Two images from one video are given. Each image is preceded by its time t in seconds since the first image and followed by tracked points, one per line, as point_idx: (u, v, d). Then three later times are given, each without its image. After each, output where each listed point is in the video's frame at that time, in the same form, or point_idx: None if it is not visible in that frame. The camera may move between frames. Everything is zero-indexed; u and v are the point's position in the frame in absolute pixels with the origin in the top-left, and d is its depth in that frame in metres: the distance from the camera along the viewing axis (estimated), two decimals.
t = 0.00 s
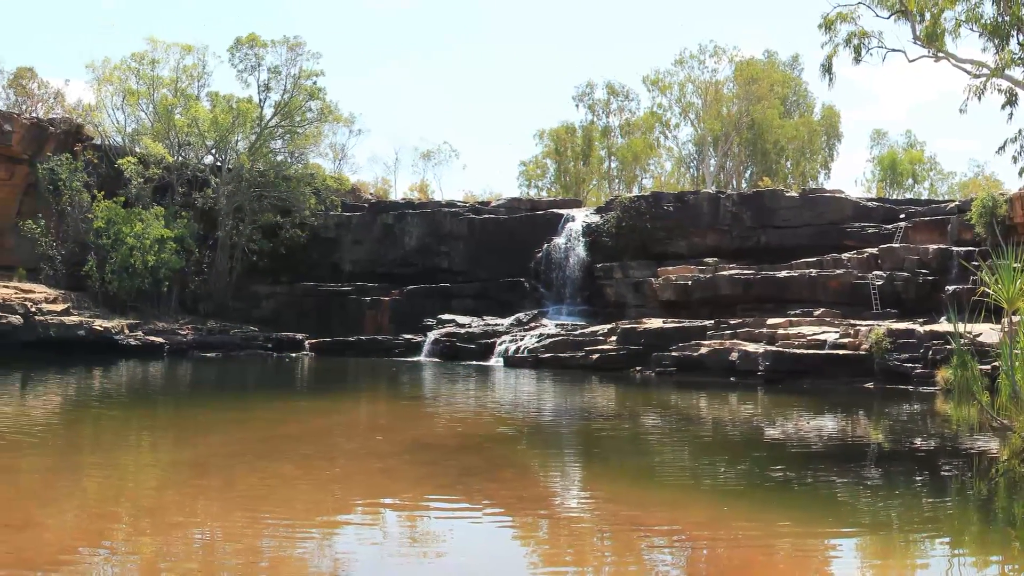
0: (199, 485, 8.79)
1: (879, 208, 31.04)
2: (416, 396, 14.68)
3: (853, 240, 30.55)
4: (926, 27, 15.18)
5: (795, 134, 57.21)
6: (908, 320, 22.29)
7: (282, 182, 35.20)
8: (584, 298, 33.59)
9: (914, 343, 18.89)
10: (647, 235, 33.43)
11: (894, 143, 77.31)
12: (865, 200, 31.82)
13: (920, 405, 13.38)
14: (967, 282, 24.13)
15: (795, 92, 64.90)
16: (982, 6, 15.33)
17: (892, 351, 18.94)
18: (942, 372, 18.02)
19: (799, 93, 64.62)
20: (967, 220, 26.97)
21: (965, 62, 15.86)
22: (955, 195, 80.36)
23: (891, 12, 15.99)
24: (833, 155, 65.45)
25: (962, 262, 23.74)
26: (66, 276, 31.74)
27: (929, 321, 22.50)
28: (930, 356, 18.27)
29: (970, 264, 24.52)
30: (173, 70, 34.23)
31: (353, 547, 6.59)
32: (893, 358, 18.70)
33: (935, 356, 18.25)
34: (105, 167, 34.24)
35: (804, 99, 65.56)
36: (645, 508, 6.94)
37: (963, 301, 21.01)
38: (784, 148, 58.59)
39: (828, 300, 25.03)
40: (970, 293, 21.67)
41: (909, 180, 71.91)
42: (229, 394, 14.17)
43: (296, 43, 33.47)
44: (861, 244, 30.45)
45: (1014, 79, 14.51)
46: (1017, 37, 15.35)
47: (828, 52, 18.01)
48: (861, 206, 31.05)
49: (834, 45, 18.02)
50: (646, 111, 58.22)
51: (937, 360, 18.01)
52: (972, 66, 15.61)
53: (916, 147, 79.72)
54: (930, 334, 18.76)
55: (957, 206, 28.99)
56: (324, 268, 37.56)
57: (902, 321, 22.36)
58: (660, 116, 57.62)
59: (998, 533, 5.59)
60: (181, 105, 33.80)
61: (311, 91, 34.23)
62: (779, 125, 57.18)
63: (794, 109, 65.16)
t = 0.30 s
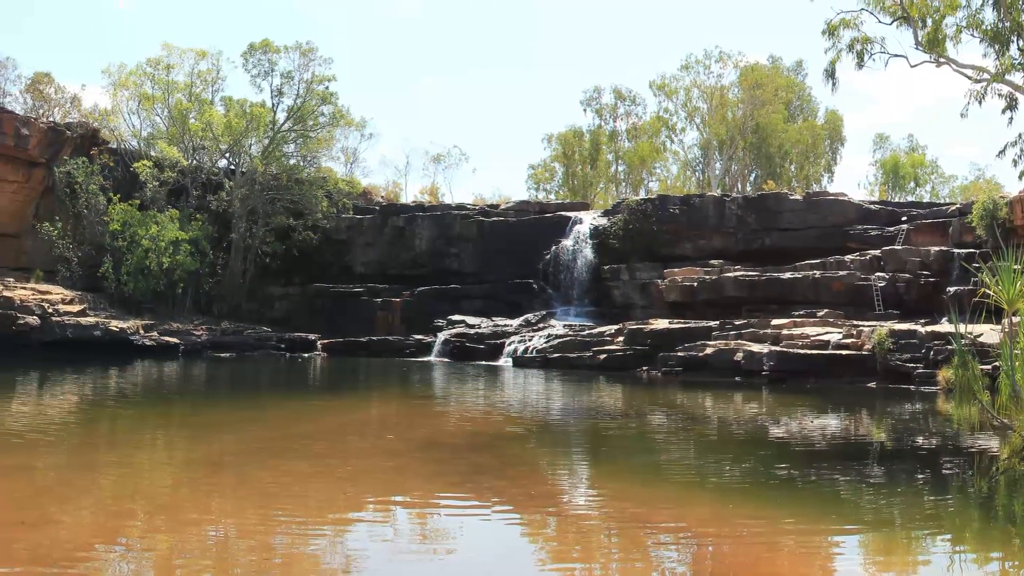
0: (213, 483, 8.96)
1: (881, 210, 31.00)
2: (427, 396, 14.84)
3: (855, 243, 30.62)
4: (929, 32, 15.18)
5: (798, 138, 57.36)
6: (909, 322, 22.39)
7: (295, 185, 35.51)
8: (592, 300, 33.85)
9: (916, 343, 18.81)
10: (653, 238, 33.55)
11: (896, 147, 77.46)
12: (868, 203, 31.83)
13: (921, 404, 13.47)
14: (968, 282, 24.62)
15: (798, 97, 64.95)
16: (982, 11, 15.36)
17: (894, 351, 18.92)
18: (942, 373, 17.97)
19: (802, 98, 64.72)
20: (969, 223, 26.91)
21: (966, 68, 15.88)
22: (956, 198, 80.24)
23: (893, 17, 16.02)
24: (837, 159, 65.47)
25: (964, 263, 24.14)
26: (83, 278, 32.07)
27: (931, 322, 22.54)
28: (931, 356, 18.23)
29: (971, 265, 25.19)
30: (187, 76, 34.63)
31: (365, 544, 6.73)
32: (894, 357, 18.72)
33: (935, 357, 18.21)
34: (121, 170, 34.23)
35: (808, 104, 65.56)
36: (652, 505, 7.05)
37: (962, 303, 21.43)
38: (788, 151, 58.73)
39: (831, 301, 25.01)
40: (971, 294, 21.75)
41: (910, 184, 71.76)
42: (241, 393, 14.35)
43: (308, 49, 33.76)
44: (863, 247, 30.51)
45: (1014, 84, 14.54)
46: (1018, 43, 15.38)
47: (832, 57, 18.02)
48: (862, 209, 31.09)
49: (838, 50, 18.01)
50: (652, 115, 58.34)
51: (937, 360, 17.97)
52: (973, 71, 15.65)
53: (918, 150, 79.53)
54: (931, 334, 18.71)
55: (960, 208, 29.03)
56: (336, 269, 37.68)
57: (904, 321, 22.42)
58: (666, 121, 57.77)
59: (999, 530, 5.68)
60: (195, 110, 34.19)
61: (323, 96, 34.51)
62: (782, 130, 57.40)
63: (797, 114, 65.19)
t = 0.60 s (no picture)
0: (228, 481, 9.13)
1: (884, 213, 31.23)
2: (438, 395, 14.99)
3: (859, 245, 30.67)
4: (930, 39, 15.17)
5: (802, 142, 57.44)
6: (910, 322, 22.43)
7: (307, 188, 35.78)
8: (601, 301, 34.03)
9: (918, 344, 18.86)
10: (659, 240, 33.56)
11: (897, 151, 77.49)
12: (870, 207, 31.91)
13: (923, 403, 13.56)
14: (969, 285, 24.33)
15: (803, 101, 64.91)
16: (983, 17, 15.34)
17: (896, 352, 18.98)
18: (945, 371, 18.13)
19: (806, 102, 64.69)
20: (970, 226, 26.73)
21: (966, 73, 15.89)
22: (957, 201, 80.06)
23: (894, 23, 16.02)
24: (840, 162, 65.46)
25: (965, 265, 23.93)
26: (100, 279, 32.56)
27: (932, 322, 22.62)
28: (933, 357, 18.29)
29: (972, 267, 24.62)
30: (202, 81, 34.97)
31: (376, 541, 6.88)
32: (896, 357, 18.79)
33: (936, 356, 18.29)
34: (136, 174, 34.59)
35: (812, 108, 65.46)
36: (658, 503, 7.17)
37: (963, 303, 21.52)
38: (792, 155, 58.80)
39: (834, 302, 25.09)
40: (971, 295, 21.83)
41: (912, 187, 71.52)
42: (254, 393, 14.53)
43: (321, 54, 34.04)
44: (867, 248, 30.48)
45: (1015, 89, 14.54)
46: (1018, 48, 15.37)
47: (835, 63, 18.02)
48: (865, 212, 31.15)
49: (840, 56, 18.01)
50: (659, 119, 58.46)
51: (938, 360, 18.04)
52: (973, 76, 15.64)
53: (921, 153, 79.24)
54: (933, 335, 18.77)
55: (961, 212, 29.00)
56: (348, 271, 37.84)
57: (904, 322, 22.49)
58: (672, 125, 57.86)
59: (1000, 527, 5.78)
60: (209, 114, 34.60)
61: (335, 100, 34.80)
62: (786, 134, 57.44)
63: (801, 118, 65.10)
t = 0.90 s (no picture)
0: (242, 478, 9.31)
1: (887, 216, 31.13)
2: (447, 394, 15.15)
3: (862, 248, 30.45)
4: (931, 45, 15.12)
5: (806, 146, 57.41)
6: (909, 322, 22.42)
7: (319, 192, 35.96)
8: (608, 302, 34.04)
9: (919, 344, 18.96)
10: (665, 242, 33.82)
11: (899, 155, 77.42)
12: (873, 210, 31.76)
13: (927, 402, 13.63)
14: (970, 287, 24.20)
15: (807, 105, 64.82)
16: (982, 23, 15.36)
17: (898, 351, 19.04)
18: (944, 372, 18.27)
19: (810, 107, 64.60)
20: (971, 229, 26.88)
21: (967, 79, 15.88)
22: (957, 205, 79.81)
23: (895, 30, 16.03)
24: (842, 166, 65.39)
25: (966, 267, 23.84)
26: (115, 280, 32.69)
27: (932, 322, 22.69)
28: (934, 357, 18.36)
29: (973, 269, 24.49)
30: (216, 86, 35.33)
31: (388, 538, 7.03)
32: (899, 357, 18.83)
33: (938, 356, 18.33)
34: (152, 177, 35.24)
35: (816, 113, 65.33)
36: (665, 500, 7.29)
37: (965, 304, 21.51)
38: (796, 159, 58.82)
39: (838, 303, 25.15)
40: (973, 296, 21.85)
41: (914, 191, 71.19)
42: (267, 392, 14.72)
43: (333, 60, 34.28)
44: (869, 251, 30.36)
45: (1016, 94, 14.54)
46: (1018, 54, 15.37)
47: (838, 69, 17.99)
48: (868, 214, 31.03)
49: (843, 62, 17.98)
50: (665, 124, 58.57)
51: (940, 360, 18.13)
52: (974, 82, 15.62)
53: (921, 157, 79.01)
54: (934, 336, 18.83)
55: (962, 215, 28.90)
56: (359, 273, 38.09)
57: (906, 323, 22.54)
58: (679, 129, 57.96)
59: (1001, 523, 5.88)
60: (224, 119, 34.98)
61: (347, 105, 35.03)
62: (790, 138, 57.18)
63: (805, 123, 64.97)
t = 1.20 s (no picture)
0: (256, 476, 9.50)
1: (888, 218, 31.22)
2: (457, 394, 15.33)
3: (865, 250, 30.48)
4: (933, 50, 15.04)
5: (811, 150, 57.47)
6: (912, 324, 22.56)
7: (333, 195, 36.12)
8: (615, 304, 34.30)
9: (920, 344, 18.93)
10: (673, 244, 33.78)
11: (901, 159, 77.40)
12: (876, 213, 31.84)
13: (928, 401, 13.74)
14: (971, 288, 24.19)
15: (810, 110, 64.80)
16: (983, 28, 15.40)
17: (899, 351, 19.02)
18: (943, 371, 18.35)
19: (814, 111, 64.59)
20: (971, 232, 26.98)
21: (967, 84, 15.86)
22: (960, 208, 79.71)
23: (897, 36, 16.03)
24: (846, 170, 65.48)
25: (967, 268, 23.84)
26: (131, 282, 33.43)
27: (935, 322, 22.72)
28: (936, 358, 18.37)
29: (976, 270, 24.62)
30: (231, 91, 35.67)
31: (399, 535, 7.18)
32: (901, 357, 18.85)
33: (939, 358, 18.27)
34: (168, 181, 35.53)
35: (820, 118, 65.31)
36: (672, 498, 7.41)
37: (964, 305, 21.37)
38: (800, 163, 58.85)
39: (842, 305, 25.25)
40: (973, 297, 21.90)
41: (915, 195, 71.17)
42: (279, 391, 14.94)
43: (346, 65, 34.51)
44: (873, 253, 30.44)
45: (1017, 99, 14.52)
46: (1018, 59, 15.36)
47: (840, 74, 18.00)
48: (871, 217, 31.07)
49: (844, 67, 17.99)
50: (672, 128, 58.65)
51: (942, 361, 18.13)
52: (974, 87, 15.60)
53: (923, 161, 79.06)
54: (935, 336, 18.83)
55: (963, 217, 28.95)
56: (371, 275, 38.23)
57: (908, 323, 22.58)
58: (685, 134, 58.12)
59: (1001, 521, 5.99)
60: (238, 123, 35.35)
61: (359, 110, 35.29)
62: (794, 142, 57.19)
63: (809, 128, 65.02)
